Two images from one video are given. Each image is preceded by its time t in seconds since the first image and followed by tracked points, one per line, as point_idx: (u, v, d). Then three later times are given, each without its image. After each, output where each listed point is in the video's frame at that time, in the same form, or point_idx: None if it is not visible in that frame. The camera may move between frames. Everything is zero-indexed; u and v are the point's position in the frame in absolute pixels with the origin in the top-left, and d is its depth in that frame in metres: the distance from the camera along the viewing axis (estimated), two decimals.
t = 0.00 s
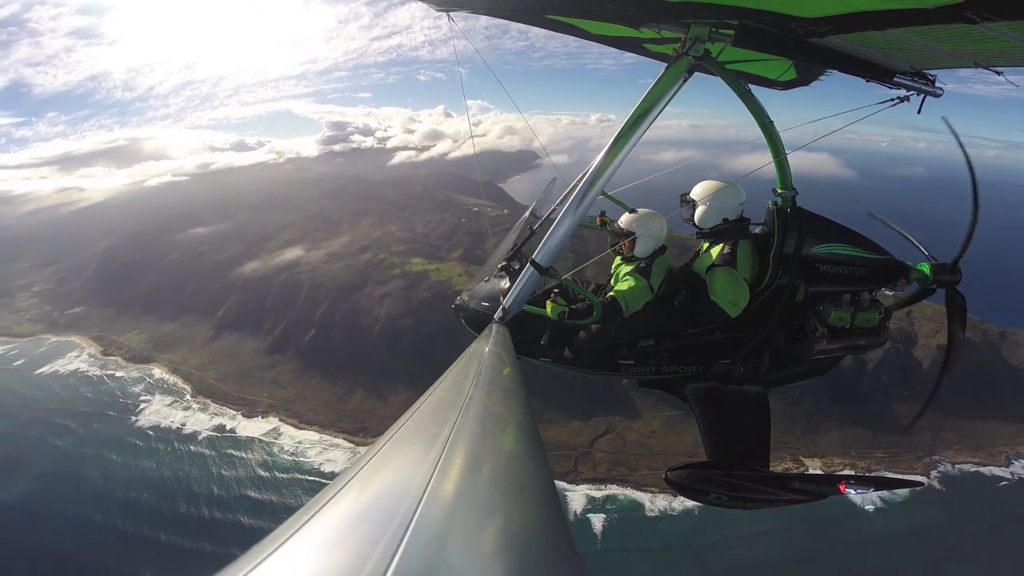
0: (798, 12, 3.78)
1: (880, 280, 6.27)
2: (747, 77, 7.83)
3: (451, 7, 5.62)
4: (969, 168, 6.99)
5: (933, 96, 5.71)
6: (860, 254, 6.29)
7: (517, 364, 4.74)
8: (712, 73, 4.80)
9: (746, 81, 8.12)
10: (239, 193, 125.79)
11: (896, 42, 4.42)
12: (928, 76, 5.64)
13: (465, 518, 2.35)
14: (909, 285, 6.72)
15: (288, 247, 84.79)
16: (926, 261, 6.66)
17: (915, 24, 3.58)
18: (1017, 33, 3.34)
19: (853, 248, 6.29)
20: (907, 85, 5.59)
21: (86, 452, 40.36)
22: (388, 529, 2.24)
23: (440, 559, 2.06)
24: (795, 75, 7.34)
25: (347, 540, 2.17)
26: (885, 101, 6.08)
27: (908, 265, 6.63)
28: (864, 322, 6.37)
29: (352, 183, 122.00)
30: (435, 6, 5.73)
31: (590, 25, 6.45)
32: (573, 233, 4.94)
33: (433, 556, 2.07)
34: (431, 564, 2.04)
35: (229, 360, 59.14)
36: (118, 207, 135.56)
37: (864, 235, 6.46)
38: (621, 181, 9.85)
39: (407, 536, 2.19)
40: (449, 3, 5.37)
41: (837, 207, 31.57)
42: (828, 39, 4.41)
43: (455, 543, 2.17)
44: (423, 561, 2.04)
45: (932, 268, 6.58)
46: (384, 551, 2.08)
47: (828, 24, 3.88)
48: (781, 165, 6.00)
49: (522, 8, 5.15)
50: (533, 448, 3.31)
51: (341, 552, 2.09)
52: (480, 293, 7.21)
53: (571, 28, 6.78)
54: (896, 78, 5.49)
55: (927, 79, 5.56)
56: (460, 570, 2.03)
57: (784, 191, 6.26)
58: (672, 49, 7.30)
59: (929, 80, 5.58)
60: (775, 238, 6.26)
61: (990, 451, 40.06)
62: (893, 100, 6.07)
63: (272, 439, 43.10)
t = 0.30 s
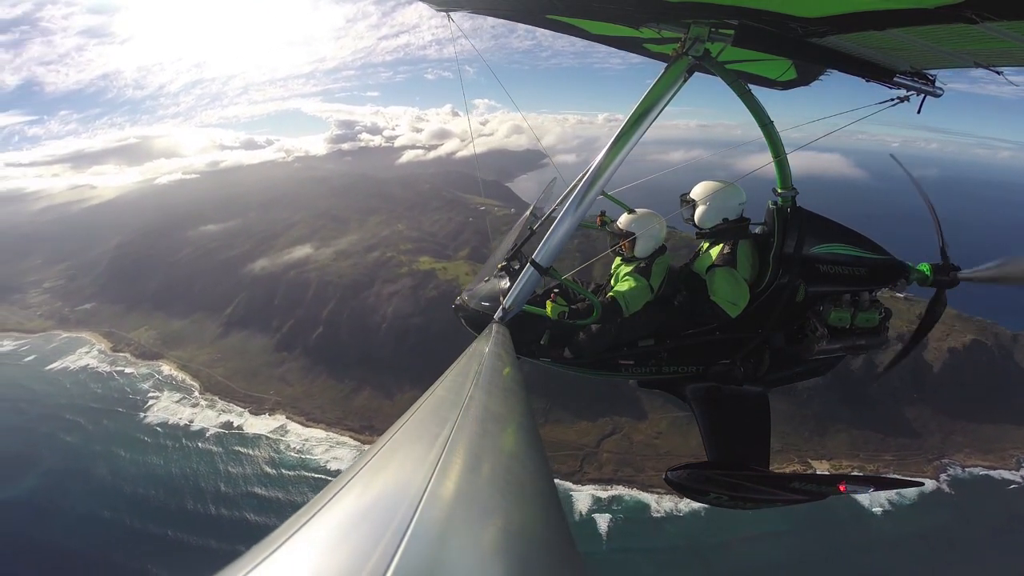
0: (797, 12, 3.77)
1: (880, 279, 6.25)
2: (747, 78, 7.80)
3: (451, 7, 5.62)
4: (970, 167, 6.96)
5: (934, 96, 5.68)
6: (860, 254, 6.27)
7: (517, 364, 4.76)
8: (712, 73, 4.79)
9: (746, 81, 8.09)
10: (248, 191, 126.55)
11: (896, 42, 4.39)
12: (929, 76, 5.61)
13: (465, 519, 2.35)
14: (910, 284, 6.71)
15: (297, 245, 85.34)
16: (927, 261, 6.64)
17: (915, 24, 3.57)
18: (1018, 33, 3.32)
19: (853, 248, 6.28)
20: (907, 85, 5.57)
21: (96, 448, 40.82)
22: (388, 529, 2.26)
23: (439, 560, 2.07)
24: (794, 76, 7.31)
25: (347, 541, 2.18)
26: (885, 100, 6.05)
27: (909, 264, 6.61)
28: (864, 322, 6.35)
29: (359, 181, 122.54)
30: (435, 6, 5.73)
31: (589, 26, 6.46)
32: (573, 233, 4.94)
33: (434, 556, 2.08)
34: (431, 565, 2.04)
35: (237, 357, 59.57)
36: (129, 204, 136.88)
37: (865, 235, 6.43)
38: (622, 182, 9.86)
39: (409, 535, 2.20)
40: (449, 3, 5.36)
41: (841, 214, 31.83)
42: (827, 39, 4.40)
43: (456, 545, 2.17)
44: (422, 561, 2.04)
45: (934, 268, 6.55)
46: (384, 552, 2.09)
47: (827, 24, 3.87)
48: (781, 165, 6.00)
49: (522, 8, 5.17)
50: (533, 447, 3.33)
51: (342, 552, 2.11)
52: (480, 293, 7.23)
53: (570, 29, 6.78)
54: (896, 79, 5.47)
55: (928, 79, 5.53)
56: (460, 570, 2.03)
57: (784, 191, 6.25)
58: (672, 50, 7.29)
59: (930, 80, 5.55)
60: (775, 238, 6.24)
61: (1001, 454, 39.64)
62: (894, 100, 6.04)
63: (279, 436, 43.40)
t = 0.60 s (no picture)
0: (797, 12, 3.76)
1: (879, 280, 6.22)
2: (747, 78, 7.78)
3: (451, 7, 5.63)
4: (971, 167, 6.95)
5: (935, 95, 5.64)
6: (860, 254, 6.24)
7: (517, 364, 4.77)
8: (712, 73, 4.79)
9: (746, 82, 8.07)
10: (257, 189, 127.27)
11: (895, 43, 4.37)
12: (929, 76, 5.57)
13: (465, 519, 2.37)
14: (910, 284, 6.68)
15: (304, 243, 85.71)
16: (928, 261, 6.60)
17: (916, 24, 3.55)
18: (1018, 33, 3.30)
19: (853, 248, 6.26)
20: (907, 85, 5.53)
21: (105, 445, 41.24)
22: (388, 530, 2.27)
23: (439, 560, 2.08)
24: (794, 75, 7.28)
25: (348, 541, 2.20)
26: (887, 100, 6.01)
27: (909, 264, 6.59)
28: (864, 322, 6.33)
29: (367, 180, 122.83)
30: (436, 6, 5.73)
31: (589, 26, 6.46)
32: (572, 233, 4.96)
33: (433, 556, 2.09)
34: (431, 563, 2.06)
35: (245, 355, 59.95)
36: (140, 202, 138.05)
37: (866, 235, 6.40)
38: (619, 183, 9.88)
39: (408, 536, 2.21)
40: (449, 3, 5.37)
41: (842, 216, 32.04)
42: (827, 39, 4.38)
43: (455, 545, 2.18)
44: (423, 560, 2.06)
45: (934, 268, 6.52)
46: (385, 551, 2.12)
47: (826, 24, 3.86)
48: (780, 165, 5.98)
49: (523, 9, 5.18)
50: (533, 447, 3.34)
51: (342, 552, 2.13)
52: (480, 293, 7.25)
53: (571, 29, 6.77)
54: (896, 79, 5.43)
55: (928, 79, 5.50)
56: (460, 569, 2.04)
57: (783, 191, 6.23)
58: (672, 50, 7.27)
59: (930, 80, 5.51)
60: (775, 238, 6.21)
61: (1013, 457, 39.23)
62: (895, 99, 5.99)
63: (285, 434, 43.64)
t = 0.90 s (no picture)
0: (797, 12, 3.74)
1: (880, 280, 6.19)
2: (748, 78, 7.74)
3: (451, 7, 5.63)
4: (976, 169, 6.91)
5: (935, 96, 5.60)
6: (860, 254, 6.22)
7: (517, 364, 4.78)
8: (712, 73, 4.77)
9: (747, 81, 8.03)
10: (266, 187, 128.00)
11: (896, 42, 4.35)
12: (930, 77, 5.53)
13: (465, 520, 2.38)
14: (911, 285, 6.65)
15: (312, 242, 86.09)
16: (928, 262, 6.57)
17: (916, 24, 3.53)
18: (1019, 33, 3.27)
19: (855, 248, 6.23)
20: (907, 85, 5.49)
21: (114, 440, 41.66)
22: (388, 531, 2.28)
23: (440, 559, 2.09)
24: (794, 76, 7.25)
25: (349, 541, 2.21)
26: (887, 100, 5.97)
27: (909, 264, 6.56)
28: (864, 323, 6.32)
29: (375, 179, 123.09)
30: (437, 6, 5.74)
31: (590, 26, 6.46)
32: (573, 233, 4.96)
33: (433, 556, 2.10)
34: (431, 564, 2.06)
35: (253, 352, 60.31)
36: (150, 200, 139.16)
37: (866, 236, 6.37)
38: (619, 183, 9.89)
39: (408, 537, 2.22)
40: (449, 4, 5.38)
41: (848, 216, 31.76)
42: (827, 39, 4.37)
43: (455, 546, 2.19)
44: (423, 559, 2.07)
45: (934, 269, 6.48)
46: (385, 551, 2.13)
47: (827, 24, 3.84)
48: (780, 165, 5.96)
49: (524, 8, 5.18)
50: (533, 448, 3.34)
51: (343, 552, 2.14)
52: (480, 292, 7.27)
53: (572, 29, 6.77)
54: (895, 79, 5.40)
55: (928, 79, 5.45)
56: (459, 570, 2.05)
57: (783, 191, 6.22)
58: (672, 50, 7.26)
59: (930, 80, 5.47)
60: (775, 238, 6.19)
61: None
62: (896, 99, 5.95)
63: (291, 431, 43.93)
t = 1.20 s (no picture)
0: (796, 12, 3.73)
1: (880, 280, 6.17)
2: (748, 78, 7.72)
3: (451, 7, 5.64)
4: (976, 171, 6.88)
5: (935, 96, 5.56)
6: (860, 254, 6.20)
7: (517, 364, 4.79)
8: (712, 72, 4.76)
9: (747, 81, 8.00)
10: (272, 186, 128.50)
11: (895, 43, 4.33)
12: (931, 76, 5.49)
13: (465, 520, 2.39)
14: (910, 285, 6.64)
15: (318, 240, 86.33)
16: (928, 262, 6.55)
17: (917, 24, 3.51)
18: (1019, 33, 3.25)
19: (855, 248, 6.20)
20: (907, 84, 5.46)
21: (122, 437, 42.01)
22: (388, 531, 2.30)
23: (439, 559, 2.11)
24: (794, 75, 7.22)
25: (349, 540, 2.23)
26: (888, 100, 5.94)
27: (909, 264, 6.54)
28: (864, 322, 6.32)
29: (381, 178, 123.28)
30: (438, 6, 5.75)
31: (590, 26, 6.46)
32: (572, 232, 4.96)
33: (433, 555, 2.12)
34: (431, 563, 2.08)
35: (260, 350, 60.63)
36: (159, 198, 140.03)
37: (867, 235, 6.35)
38: (620, 184, 9.91)
39: (408, 537, 2.24)
40: (450, 3, 5.39)
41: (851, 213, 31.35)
42: (827, 39, 4.35)
43: (455, 545, 2.21)
44: (424, 558, 2.09)
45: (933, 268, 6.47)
46: (385, 551, 2.14)
47: (826, 24, 3.83)
48: (780, 164, 5.95)
49: (525, 8, 5.17)
50: (533, 447, 3.36)
51: (344, 552, 2.16)
52: (480, 293, 7.28)
53: (573, 29, 6.76)
54: (895, 79, 5.37)
55: (928, 79, 5.41)
56: (459, 569, 2.07)
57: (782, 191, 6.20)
58: (672, 49, 7.24)
59: (930, 80, 5.43)
60: (775, 239, 6.18)
61: None
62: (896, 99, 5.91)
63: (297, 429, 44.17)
